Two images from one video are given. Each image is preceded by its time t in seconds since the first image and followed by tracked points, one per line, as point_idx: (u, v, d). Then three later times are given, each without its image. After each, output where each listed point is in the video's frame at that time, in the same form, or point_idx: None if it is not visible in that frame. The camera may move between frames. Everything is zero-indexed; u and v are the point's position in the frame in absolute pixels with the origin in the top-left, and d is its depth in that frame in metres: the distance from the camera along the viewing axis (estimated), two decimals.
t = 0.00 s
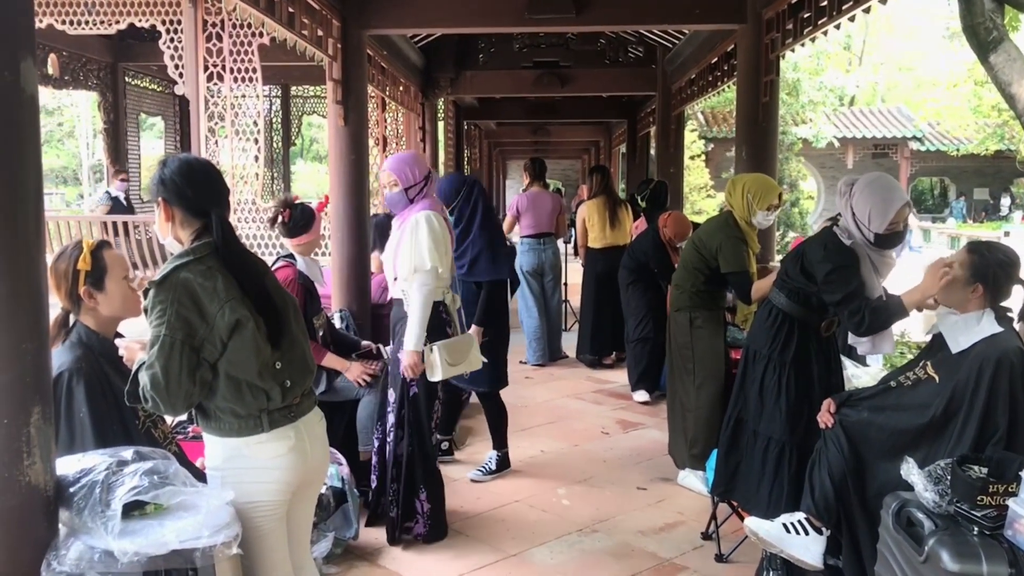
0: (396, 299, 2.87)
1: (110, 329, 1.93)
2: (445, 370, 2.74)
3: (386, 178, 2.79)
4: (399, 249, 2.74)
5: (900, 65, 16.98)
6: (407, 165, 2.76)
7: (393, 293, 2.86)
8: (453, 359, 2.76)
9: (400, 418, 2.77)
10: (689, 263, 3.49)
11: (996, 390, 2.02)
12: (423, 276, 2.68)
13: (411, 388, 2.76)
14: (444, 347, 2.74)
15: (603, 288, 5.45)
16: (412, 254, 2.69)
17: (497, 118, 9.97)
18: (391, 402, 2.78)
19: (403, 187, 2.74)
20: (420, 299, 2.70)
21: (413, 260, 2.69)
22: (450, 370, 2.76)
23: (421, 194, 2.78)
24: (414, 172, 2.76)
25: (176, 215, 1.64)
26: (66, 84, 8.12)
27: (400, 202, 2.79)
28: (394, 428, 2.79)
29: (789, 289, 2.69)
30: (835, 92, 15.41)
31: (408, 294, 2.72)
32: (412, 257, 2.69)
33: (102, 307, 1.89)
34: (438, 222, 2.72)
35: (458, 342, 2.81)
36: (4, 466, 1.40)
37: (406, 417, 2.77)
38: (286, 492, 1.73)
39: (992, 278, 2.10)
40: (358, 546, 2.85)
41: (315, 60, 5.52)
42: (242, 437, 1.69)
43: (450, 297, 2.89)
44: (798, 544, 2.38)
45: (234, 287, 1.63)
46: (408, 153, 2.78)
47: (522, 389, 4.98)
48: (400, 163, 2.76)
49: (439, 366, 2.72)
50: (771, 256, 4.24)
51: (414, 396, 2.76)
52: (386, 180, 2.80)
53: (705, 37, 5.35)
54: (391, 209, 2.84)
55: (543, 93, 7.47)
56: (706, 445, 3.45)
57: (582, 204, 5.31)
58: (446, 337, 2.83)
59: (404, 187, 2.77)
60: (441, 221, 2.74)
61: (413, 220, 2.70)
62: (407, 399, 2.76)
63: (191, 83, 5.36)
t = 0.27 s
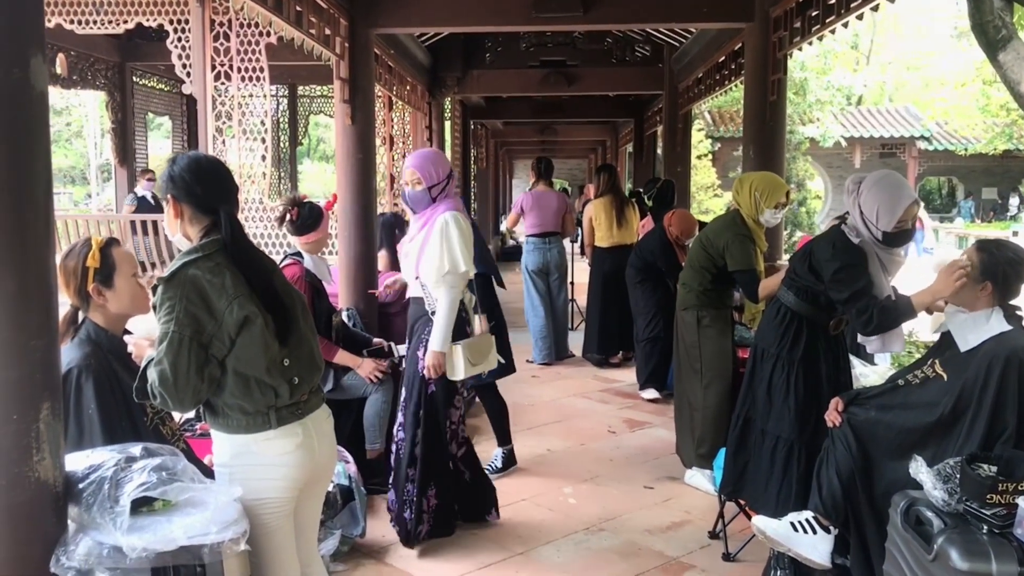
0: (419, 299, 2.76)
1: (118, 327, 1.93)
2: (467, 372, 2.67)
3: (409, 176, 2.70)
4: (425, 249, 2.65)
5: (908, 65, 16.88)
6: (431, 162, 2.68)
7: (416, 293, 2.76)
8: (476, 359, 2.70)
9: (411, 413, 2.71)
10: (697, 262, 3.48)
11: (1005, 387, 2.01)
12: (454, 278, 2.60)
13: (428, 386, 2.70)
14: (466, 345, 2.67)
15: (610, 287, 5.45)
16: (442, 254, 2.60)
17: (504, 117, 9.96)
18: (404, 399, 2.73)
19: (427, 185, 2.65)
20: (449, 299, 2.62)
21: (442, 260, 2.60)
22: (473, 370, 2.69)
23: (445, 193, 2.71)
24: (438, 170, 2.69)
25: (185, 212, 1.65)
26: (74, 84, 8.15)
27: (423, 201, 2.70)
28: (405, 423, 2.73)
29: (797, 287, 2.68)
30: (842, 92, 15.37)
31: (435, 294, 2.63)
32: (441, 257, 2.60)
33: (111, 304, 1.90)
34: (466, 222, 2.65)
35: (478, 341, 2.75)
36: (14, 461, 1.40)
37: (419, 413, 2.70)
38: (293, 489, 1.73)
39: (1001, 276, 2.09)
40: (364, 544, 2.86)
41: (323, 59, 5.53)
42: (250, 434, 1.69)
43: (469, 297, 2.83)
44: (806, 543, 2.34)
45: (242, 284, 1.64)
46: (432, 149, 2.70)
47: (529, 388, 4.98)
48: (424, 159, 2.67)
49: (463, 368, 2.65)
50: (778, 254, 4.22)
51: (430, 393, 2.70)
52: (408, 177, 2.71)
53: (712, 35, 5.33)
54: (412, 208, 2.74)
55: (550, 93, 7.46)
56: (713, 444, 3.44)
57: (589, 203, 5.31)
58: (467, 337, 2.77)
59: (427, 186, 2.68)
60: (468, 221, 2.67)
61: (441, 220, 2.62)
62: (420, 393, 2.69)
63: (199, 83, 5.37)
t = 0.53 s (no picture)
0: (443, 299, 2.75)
1: (124, 325, 1.94)
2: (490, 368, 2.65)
3: (426, 176, 2.67)
4: (444, 248, 2.64)
5: (914, 65, 16.84)
6: (448, 161, 2.65)
7: (439, 293, 2.74)
8: (499, 355, 2.68)
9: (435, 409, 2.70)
10: (702, 262, 3.49)
11: (1013, 387, 2.00)
12: (469, 275, 2.60)
13: (452, 382, 2.68)
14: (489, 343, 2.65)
15: (615, 287, 5.44)
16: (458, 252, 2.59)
17: (510, 117, 9.96)
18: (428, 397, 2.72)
19: (444, 186, 2.63)
20: (468, 296, 2.61)
21: (459, 258, 2.60)
22: (496, 366, 2.67)
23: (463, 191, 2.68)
24: (455, 170, 2.65)
25: (191, 211, 1.65)
26: (81, 84, 8.19)
27: (441, 200, 2.68)
28: (429, 420, 2.71)
29: (802, 287, 2.68)
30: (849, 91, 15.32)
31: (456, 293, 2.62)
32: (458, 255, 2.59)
33: (117, 303, 1.90)
34: (482, 220, 2.62)
35: (503, 337, 2.73)
36: (21, 458, 1.41)
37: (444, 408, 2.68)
38: (298, 488, 1.73)
39: (1009, 278, 2.09)
40: (369, 543, 2.86)
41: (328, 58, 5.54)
42: (255, 432, 1.69)
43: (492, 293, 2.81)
44: (811, 543, 2.36)
45: (248, 282, 1.64)
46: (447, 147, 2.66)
47: (534, 387, 4.97)
48: (440, 158, 2.64)
49: (485, 364, 2.63)
50: (784, 254, 4.21)
51: (456, 390, 2.68)
52: (426, 178, 2.68)
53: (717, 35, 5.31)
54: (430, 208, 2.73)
55: (555, 92, 7.45)
56: (718, 443, 3.44)
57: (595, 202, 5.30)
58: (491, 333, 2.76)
59: (445, 185, 2.66)
60: (485, 219, 2.65)
61: (456, 218, 2.60)
62: (444, 387, 2.68)
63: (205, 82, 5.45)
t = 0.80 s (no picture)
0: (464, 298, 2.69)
1: (130, 325, 1.94)
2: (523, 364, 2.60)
3: (444, 174, 2.66)
4: (466, 247, 2.61)
5: (920, 64, 16.75)
6: (466, 160, 2.64)
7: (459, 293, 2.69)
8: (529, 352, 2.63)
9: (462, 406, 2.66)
10: (708, 262, 3.48)
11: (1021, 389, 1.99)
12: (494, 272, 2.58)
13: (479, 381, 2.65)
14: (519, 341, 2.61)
15: (621, 287, 5.43)
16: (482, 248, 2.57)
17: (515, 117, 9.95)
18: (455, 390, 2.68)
19: (463, 184, 2.62)
20: (493, 293, 2.58)
21: (482, 254, 2.57)
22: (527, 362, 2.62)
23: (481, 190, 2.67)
24: (474, 168, 2.65)
25: (195, 210, 1.65)
26: (87, 84, 8.21)
27: (459, 198, 2.67)
28: (457, 419, 2.69)
29: (809, 287, 2.67)
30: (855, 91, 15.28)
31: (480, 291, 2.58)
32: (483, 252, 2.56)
33: (123, 303, 1.90)
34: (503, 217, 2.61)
35: (529, 332, 2.71)
36: (26, 458, 1.41)
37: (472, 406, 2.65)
38: (303, 488, 1.73)
39: (1019, 279, 2.07)
40: (375, 543, 2.85)
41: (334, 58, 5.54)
42: (261, 432, 1.69)
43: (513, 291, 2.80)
44: (819, 545, 2.31)
45: (253, 282, 1.64)
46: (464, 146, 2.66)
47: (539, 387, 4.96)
48: (458, 157, 2.64)
49: (517, 360, 2.60)
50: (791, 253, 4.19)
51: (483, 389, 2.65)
52: (443, 177, 2.67)
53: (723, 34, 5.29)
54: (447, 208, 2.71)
55: (561, 92, 7.44)
56: (724, 444, 3.42)
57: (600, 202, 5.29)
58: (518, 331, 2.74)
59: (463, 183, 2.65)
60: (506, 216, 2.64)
61: (478, 216, 2.58)
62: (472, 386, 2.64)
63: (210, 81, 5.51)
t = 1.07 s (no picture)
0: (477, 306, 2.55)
1: (135, 328, 1.92)
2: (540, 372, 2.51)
3: (458, 175, 2.52)
4: (480, 252, 2.47)
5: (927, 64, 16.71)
6: (482, 160, 2.51)
7: (473, 299, 2.55)
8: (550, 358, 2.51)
9: (491, 424, 2.51)
10: (716, 263, 3.46)
11: None
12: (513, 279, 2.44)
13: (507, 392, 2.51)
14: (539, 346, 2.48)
15: (627, 288, 5.40)
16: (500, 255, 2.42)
17: (520, 117, 9.93)
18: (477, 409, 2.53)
19: (478, 185, 2.48)
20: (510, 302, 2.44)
21: (499, 261, 2.43)
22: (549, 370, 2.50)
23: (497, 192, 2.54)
24: (489, 170, 2.51)
25: (199, 212, 1.63)
26: (93, 84, 8.21)
27: (473, 201, 2.53)
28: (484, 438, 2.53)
29: (817, 288, 2.65)
30: (861, 91, 15.23)
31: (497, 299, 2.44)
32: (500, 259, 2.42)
33: (127, 306, 1.88)
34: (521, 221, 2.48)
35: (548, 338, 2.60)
36: (29, 463, 1.39)
37: (502, 421, 2.51)
38: (309, 493, 1.71)
39: None
40: (380, 547, 2.83)
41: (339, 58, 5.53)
42: (266, 437, 1.67)
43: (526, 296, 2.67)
44: (828, 549, 2.33)
45: (257, 285, 1.62)
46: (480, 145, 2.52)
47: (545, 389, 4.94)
48: (474, 156, 2.50)
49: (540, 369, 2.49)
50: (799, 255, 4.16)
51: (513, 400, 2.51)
52: (456, 177, 2.53)
53: (730, 34, 5.26)
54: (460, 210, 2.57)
55: (566, 92, 7.41)
56: (732, 447, 3.40)
57: (606, 203, 5.28)
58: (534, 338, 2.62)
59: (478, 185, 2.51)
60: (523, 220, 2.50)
61: (496, 221, 2.44)
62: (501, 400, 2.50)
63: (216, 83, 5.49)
